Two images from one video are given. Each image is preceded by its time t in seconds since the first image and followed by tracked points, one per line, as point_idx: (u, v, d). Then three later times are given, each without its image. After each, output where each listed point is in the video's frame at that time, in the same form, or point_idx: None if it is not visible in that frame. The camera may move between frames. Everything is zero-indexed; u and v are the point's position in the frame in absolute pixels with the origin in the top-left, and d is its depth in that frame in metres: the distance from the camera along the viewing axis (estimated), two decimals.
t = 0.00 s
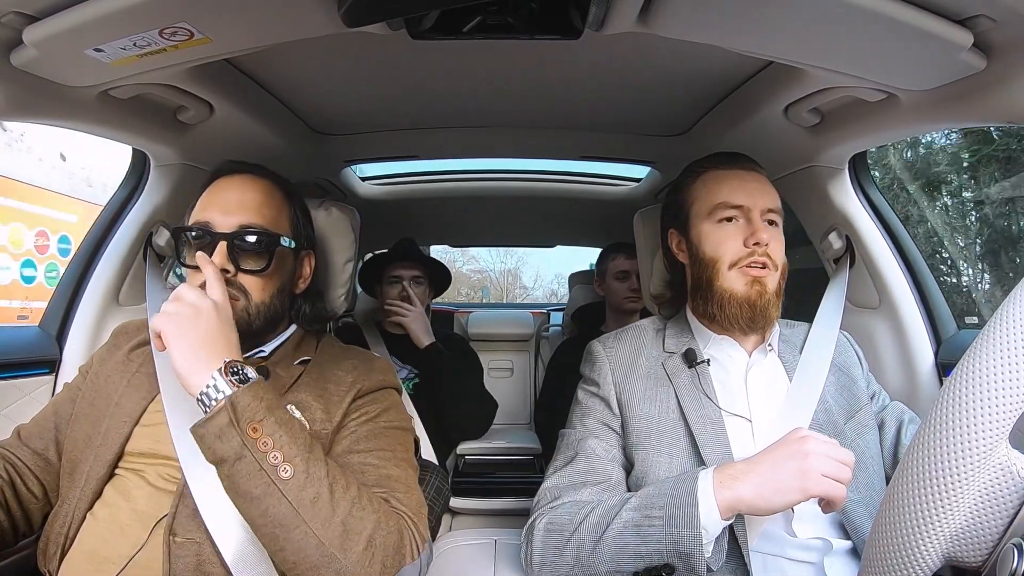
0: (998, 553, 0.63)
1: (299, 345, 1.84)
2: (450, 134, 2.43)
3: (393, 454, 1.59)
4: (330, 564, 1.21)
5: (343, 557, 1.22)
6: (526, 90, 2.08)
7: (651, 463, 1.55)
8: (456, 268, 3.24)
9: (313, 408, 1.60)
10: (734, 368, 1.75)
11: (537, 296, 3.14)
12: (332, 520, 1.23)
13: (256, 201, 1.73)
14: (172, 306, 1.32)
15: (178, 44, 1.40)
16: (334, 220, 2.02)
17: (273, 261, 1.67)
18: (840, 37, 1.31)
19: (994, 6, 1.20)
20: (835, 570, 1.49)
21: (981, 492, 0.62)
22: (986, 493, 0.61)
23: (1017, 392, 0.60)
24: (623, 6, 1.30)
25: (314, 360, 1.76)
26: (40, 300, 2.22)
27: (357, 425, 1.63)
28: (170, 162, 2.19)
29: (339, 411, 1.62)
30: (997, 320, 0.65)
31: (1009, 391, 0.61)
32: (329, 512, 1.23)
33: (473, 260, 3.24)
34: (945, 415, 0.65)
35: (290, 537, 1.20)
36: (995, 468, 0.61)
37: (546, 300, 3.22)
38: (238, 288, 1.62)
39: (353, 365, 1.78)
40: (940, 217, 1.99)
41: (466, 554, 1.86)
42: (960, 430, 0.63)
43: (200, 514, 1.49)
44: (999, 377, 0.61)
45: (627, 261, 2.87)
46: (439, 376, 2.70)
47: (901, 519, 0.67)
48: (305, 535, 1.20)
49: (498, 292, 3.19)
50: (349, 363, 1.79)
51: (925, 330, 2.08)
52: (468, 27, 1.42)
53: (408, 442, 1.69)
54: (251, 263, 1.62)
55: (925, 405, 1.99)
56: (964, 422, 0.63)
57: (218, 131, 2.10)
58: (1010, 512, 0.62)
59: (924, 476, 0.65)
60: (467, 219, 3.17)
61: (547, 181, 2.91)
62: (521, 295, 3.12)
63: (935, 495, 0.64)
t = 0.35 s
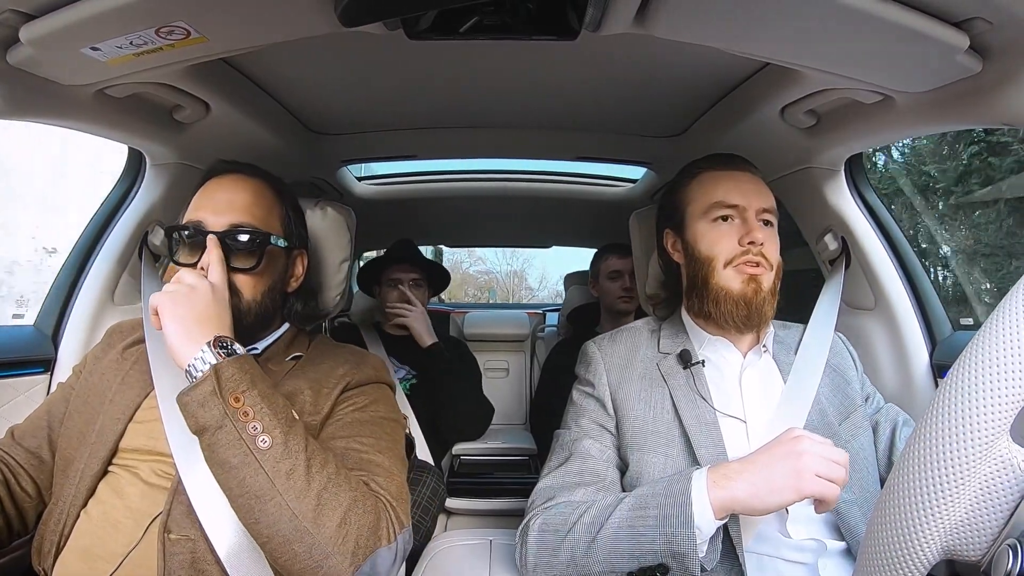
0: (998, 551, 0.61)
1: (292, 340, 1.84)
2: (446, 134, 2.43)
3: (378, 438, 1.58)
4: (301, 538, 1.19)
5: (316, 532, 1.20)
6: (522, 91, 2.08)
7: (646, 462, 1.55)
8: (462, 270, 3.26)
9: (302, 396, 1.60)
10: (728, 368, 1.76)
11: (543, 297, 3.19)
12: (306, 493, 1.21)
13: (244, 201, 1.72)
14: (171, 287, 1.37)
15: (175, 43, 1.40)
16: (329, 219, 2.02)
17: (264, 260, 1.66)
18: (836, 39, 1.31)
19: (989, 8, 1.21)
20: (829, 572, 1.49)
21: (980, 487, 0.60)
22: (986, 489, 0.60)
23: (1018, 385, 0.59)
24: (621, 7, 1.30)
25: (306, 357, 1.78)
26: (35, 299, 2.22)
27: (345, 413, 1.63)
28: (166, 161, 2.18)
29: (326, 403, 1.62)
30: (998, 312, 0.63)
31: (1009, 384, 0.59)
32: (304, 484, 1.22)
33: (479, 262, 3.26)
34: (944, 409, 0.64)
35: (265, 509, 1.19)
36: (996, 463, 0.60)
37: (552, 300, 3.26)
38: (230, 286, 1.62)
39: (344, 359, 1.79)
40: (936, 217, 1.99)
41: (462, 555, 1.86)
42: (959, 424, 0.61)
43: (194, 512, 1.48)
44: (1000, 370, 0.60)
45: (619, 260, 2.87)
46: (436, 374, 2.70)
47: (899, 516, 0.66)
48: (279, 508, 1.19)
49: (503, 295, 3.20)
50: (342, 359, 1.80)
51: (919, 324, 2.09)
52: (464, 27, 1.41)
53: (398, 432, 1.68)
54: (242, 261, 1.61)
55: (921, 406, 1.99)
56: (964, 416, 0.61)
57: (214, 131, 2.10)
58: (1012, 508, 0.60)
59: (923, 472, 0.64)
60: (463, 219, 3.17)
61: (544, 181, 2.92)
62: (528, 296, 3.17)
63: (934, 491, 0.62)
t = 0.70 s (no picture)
0: (1000, 545, 0.61)
1: (282, 343, 1.84)
2: (443, 136, 2.43)
3: (367, 439, 1.57)
4: (288, 542, 1.19)
5: (302, 537, 1.20)
6: (518, 93, 2.08)
7: (642, 465, 1.56)
8: (471, 270, 3.28)
9: (292, 399, 1.61)
10: (723, 371, 1.76)
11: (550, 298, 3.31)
12: (292, 497, 1.21)
13: (237, 206, 1.72)
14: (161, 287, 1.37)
15: (171, 44, 1.40)
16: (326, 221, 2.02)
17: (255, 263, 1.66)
18: (832, 41, 1.31)
19: (983, 12, 1.21)
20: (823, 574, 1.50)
21: (984, 478, 0.60)
22: (990, 480, 0.60)
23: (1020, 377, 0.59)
24: (617, 9, 1.30)
25: (296, 358, 1.79)
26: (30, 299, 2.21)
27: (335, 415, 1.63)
28: (162, 162, 2.18)
29: (315, 405, 1.62)
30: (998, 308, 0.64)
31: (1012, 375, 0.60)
32: (290, 488, 1.22)
33: (488, 263, 3.27)
34: (947, 401, 0.64)
35: (251, 513, 1.19)
36: (1000, 452, 0.60)
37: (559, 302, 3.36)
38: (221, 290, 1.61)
39: (335, 360, 1.78)
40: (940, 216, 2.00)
41: (457, 558, 1.85)
42: (961, 416, 0.62)
43: (185, 513, 1.47)
44: (1003, 361, 0.60)
45: (613, 262, 2.87)
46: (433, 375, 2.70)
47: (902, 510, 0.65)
48: (265, 513, 1.19)
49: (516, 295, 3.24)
50: (333, 360, 1.79)
51: (914, 327, 2.09)
52: (460, 29, 1.41)
53: (388, 433, 1.67)
54: (233, 265, 1.61)
55: (916, 408, 1.99)
56: (966, 407, 0.62)
57: (210, 132, 2.09)
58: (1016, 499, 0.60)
59: (927, 464, 0.64)
60: (459, 221, 3.17)
61: (540, 183, 2.92)
62: (536, 298, 3.28)
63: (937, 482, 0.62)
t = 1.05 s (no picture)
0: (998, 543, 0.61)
1: (279, 343, 1.85)
2: (441, 137, 2.43)
3: (372, 452, 1.58)
4: None
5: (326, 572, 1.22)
6: (517, 93, 2.08)
7: (638, 466, 1.56)
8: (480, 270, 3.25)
9: (291, 405, 1.60)
10: (720, 373, 1.77)
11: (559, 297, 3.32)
12: (311, 533, 1.23)
13: (230, 200, 1.73)
14: (128, 322, 1.25)
15: (169, 43, 1.40)
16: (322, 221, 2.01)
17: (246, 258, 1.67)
18: (830, 43, 1.31)
19: (982, 14, 1.21)
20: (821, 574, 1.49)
21: (983, 476, 0.60)
22: (989, 478, 0.60)
23: (1019, 376, 0.59)
24: (615, 10, 1.30)
25: (295, 355, 1.78)
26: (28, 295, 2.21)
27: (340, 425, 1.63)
28: (159, 161, 2.17)
29: (318, 409, 1.62)
30: (999, 306, 0.64)
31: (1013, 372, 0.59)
32: (308, 527, 1.23)
33: (498, 263, 3.26)
34: (946, 397, 0.64)
35: (272, 554, 1.20)
36: (1000, 450, 0.59)
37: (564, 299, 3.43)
38: (212, 286, 1.62)
39: (334, 362, 1.78)
40: (946, 217, 2.01)
41: (454, 558, 1.85)
42: (960, 414, 0.61)
43: (183, 513, 1.47)
44: (1005, 358, 0.60)
45: (611, 263, 2.86)
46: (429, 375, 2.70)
47: (900, 507, 0.65)
48: (286, 552, 1.20)
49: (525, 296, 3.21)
50: (331, 360, 1.79)
51: (912, 330, 2.09)
52: (459, 29, 1.41)
53: (391, 439, 1.68)
54: (223, 260, 1.62)
55: (913, 409, 2.00)
56: (966, 404, 0.61)
57: (208, 131, 2.09)
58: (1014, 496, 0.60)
59: (926, 462, 0.63)
60: (457, 222, 3.17)
61: (537, 183, 2.93)
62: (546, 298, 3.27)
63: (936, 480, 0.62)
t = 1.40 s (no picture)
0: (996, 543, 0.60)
1: (285, 343, 1.86)
2: (441, 134, 2.43)
3: (391, 472, 1.60)
4: None
5: None
6: (517, 90, 2.08)
7: (637, 464, 1.56)
8: (495, 271, 3.13)
9: (303, 414, 1.62)
10: (721, 370, 1.76)
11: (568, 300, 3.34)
12: None
13: (237, 193, 1.77)
14: None
15: (168, 41, 1.39)
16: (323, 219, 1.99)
17: (254, 249, 1.71)
18: (830, 40, 1.31)
19: (982, 12, 1.21)
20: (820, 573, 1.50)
21: (972, 488, 0.60)
22: (977, 490, 0.59)
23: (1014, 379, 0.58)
24: (615, 7, 1.29)
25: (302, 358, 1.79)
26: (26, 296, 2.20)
27: (353, 438, 1.64)
28: (159, 159, 2.17)
29: (331, 417, 1.64)
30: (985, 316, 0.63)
31: (1000, 384, 0.59)
32: None
33: (512, 265, 3.17)
34: (934, 409, 0.63)
35: None
36: (986, 462, 0.59)
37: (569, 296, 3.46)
38: (219, 277, 1.66)
39: (342, 368, 1.79)
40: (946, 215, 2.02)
41: (454, 555, 1.86)
42: (948, 426, 0.61)
43: (188, 512, 1.50)
44: (992, 371, 0.59)
45: (612, 261, 2.86)
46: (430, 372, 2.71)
47: (890, 520, 0.65)
48: None
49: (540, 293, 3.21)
50: (339, 364, 1.81)
51: (913, 328, 2.10)
52: (459, 26, 1.41)
53: (404, 450, 1.71)
54: (231, 249, 1.67)
55: (913, 407, 2.01)
56: (953, 417, 0.61)
57: (208, 129, 2.09)
58: (1004, 509, 0.60)
59: (914, 474, 0.63)
60: (457, 219, 3.17)
61: (538, 181, 2.93)
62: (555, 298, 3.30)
63: (925, 492, 0.61)
